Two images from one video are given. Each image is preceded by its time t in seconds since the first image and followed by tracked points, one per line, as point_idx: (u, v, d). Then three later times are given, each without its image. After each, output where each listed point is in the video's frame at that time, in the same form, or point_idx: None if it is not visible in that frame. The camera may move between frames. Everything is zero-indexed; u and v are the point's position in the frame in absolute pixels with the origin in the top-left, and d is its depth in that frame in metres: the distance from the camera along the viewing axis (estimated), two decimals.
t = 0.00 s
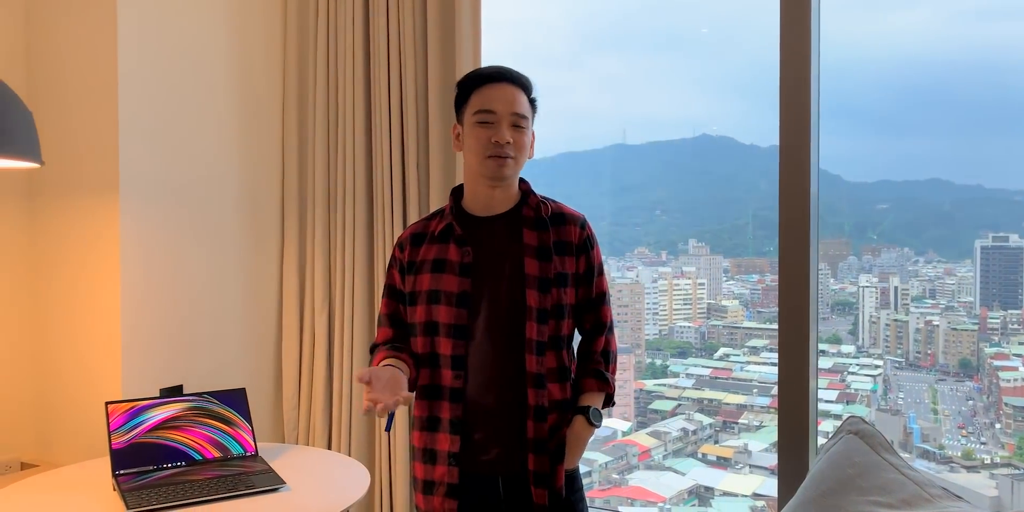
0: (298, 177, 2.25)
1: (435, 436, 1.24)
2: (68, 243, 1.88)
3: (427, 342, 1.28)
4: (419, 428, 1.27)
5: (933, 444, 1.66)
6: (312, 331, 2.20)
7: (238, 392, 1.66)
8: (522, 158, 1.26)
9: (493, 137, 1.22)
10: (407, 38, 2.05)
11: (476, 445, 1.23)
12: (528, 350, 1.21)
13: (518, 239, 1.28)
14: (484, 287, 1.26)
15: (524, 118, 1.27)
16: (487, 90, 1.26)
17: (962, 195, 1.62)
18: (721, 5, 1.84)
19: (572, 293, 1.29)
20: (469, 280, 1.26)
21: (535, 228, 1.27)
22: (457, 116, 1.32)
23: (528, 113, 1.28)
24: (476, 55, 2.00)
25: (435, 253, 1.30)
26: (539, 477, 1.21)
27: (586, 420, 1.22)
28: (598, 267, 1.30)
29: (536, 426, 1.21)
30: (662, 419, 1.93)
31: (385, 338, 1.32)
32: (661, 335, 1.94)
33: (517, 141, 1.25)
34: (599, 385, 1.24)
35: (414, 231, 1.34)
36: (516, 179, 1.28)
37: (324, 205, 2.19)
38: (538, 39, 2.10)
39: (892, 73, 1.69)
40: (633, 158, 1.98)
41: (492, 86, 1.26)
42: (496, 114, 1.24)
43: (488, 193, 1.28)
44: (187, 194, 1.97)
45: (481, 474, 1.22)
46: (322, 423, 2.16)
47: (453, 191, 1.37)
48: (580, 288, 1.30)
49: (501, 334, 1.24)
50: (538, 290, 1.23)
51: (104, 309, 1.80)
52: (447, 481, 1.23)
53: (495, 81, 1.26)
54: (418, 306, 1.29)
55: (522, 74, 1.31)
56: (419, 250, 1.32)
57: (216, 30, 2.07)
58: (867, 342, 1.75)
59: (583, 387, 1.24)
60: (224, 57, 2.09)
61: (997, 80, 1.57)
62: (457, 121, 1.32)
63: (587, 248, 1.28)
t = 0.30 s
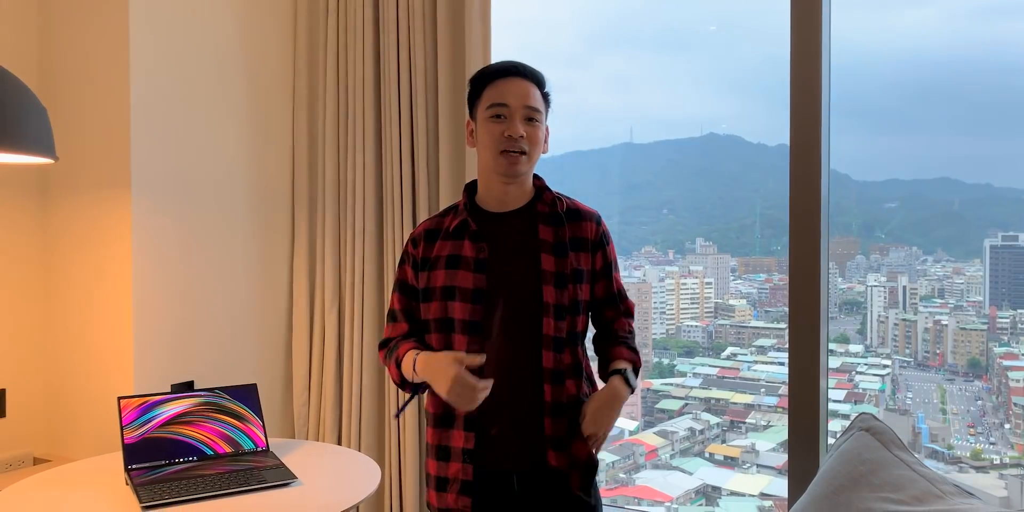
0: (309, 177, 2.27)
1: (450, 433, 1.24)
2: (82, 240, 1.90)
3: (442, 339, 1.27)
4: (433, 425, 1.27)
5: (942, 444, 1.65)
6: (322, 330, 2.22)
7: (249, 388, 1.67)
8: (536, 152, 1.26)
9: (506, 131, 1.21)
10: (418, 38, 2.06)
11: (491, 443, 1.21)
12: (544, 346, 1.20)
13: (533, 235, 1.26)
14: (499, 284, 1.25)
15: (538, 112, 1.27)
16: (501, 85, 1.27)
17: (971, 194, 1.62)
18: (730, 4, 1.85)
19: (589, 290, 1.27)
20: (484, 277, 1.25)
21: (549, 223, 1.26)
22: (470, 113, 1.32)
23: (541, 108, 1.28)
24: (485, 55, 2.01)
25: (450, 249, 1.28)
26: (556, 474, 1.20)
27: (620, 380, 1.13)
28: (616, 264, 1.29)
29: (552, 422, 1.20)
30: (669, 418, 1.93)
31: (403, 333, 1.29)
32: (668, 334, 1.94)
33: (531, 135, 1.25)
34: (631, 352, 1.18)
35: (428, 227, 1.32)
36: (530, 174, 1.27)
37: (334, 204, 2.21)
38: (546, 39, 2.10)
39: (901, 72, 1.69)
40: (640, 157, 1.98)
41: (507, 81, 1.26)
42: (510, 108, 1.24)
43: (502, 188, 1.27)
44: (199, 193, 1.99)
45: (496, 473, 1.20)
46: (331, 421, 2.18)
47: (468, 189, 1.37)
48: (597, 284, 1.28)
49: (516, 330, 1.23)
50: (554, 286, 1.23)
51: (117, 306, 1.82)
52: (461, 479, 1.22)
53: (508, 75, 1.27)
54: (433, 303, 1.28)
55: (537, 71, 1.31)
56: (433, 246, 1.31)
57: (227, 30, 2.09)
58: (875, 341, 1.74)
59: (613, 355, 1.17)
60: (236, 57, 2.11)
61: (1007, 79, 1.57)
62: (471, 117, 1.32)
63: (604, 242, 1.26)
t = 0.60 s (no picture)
0: (314, 174, 2.28)
1: (467, 428, 1.24)
2: (87, 236, 1.91)
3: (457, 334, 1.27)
4: (446, 421, 1.26)
5: (946, 442, 1.65)
6: (327, 327, 2.23)
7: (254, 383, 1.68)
8: (543, 143, 1.27)
9: (514, 122, 1.22)
10: (423, 36, 2.07)
11: (509, 435, 1.22)
12: (558, 335, 1.21)
13: (544, 227, 1.27)
14: (512, 276, 1.25)
15: (544, 103, 1.27)
16: (506, 77, 1.27)
17: (976, 193, 1.62)
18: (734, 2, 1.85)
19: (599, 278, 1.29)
20: (497, 268, 1.26)
21: (559, 214, 1.27)
22: (476, 106, 1.32)
23: (547, 98, 1.29)
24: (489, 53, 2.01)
25: (461, 243, 1.28)
26: (573, 462, 1.21)
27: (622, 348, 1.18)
28: (624, 251, 1.31)
29: (566, 412, 1.21)
30: (673, 417, 1.93)
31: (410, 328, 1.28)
32: (671, 332, 1.94)
33: (538, 126, 1.25)
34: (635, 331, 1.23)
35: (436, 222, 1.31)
36: (538, 164, 1.28)
37: (339, 202, 2.22)
38: (550, 36, 2.10)
39: (907, 70, 1.69)
40: (644, 155, 1.98)
41: (512, 73, 1.27)
42: (517, 99, 1.25)
43: (511, 179, 1.27)
44: (206, 191, 2.00)
45: (515, 464, 1.21)
46: (337, 418, 2.19)
47: (473, 182, 1.36)
48: (607, 272, 1.30)
49: (530, 323, 1.23)
50: (566, 275, 1.23)
51: (124, 302, 1.83)
52: (479, 473, 1.22)
53: (513, 68, 1.27)
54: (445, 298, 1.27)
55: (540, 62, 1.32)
56: (443, 241, 1.29)
57: (234, 28, 2.10)
58: (879, 340, 1.74)
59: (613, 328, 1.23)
60: (241, 54, 2.12)
61: (1012, 77, 1.57)
62: (476, 110, 1.32)
63: (612, 231, 1.29)
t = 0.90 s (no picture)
0: (317, 171, 2.28)
1: (475, 427, 1.23)
2: (91, 233, 1.92)
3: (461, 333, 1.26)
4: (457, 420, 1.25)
5: (947, 440, 1.66)
6: (330, 324, 2.24)
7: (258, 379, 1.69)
8: (546, 141, 1.27)
9: (517, 122, 1.22)
10: (426, 34, 2.07)
11: (517, 433, 1.22)
12: (563, 332, 1.22)
13: (547, 224, 1.27)
14: (518, 274, 1.26)
15: (546, 100, 1.27)
16: (509, 76, 1.26)
17: (977, 190, 1.62)
18: None
19: (602, 273, 1.30)
20: (501, 267, 1.25)
21: (562, 210, 1.27)
22: (478, 104, 1.32)
23: (548, 95, 1.29)
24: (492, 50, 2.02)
25: (465, 242, 1.28)
26: (582, 458, 1.21)
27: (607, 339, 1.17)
28: (628, 246, 1.32)
29: (572, 409, 1.21)
30: (674, 414, 1.94)
31: (419, 332, 1.29)
32: (672, 329, 1.95)
33: (541, 124, 1.25)
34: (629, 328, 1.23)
35: (440, 222, 1.31)
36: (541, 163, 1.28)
37: (343, 199, 2.22)
38: (551, 33, 2.10)
39: (909, 67, 1.69)
40: (646, 153, 1.98)
41: (514, 71, 1.26)
42: (520, 98, 1.24)
43: (514, 178, 1.28)
44: (210, 189, 2.01)
45: (524, 462, 1.21)
46: (339, 415, 2.20)
47: (475, 179, 1.36)
48: (611, 268, 1.30)
49: (536, 321, 1.24)
50: (571, 272, 1.23)
51: (128, 299, 1.84)
52: (488, 473, 1.21)
53: (514, 65, 1.27)
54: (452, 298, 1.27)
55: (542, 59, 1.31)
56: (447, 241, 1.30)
57: (237, 26, 2.11)
58: (880, 337, 1.74)
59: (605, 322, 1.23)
60: (244, 52, 2.13)
61: (1014, 74, 1.57)
62: (478, 108, 1.32)
63: (617, 227, 1.29)
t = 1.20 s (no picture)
0: (318, 169, 2.29)
1: (476, 423, 1.24)
2: (94, 230, 1.93)
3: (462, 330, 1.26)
4: (460, 415, 1.26)
5: (947, 437, 1.66)
6: (331, 321, 2.25)
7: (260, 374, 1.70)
8: (545, 137, 1.27)
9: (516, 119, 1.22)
10: (427, 32, 2.08)
11: (518, 429, 1.22)
12: (564, 329, 1.22)
13: (547, 220, 1.27)
14: (518, 270, 1.25)
15: (544, 96, 1.27)
16: (507, 72, 1.26)
17: (977, 187, 1.62)
18: None
19: (602, 268, 1.30)
20: (502, 264, 1.26)
21: (562, 206, 1.28)
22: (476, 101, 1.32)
23: (546, 91, 1.29)
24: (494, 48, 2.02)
25: (465, 239, 1.28)
26: (584, 454, 1.21)
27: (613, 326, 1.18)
28: (627, 241, 1.32)
29: (574, 405, 1.21)
30: (673, 411, 1.94)
31: (420, 327, 1.29)
32: (672, 326, 1.95)
33: (539, 120, 1.25)
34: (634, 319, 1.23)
35: (440, 219, 1.31)
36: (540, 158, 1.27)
37: (344, 197, 2.23)
38: (552, 30, 2.10)
39: (910, 64, 1.69)
40: (647, 149, 1.99)
41: (511, 67, 1.26)
42: (518, 94, 1.24)
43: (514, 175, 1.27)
44: (212, 185, 2.02)
45: (525, 458, 1.21)
46: (341, 411, 2.21)
47: (475, 176, 1.36)
48: (610, 263, 1.30)
49: (536, 317, 1.24)
50: (572, 269, 1.23)
51: (131, 295, 1.85)
52: (489, 468, 1.22)
53: (511, 62, 1.27)
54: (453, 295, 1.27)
55: (538, 54, 1.31)
56: (448, 238, 1.30)
57: (239, 24, 2.11)
58: (880, 334, 1.74)
59: (608, 312, 1.24)
60: (246, 50, 2.14)
61: (1014, 71, 1.57)
62: (477, 105, 1.32)
63: (616, 223, 1.30)
